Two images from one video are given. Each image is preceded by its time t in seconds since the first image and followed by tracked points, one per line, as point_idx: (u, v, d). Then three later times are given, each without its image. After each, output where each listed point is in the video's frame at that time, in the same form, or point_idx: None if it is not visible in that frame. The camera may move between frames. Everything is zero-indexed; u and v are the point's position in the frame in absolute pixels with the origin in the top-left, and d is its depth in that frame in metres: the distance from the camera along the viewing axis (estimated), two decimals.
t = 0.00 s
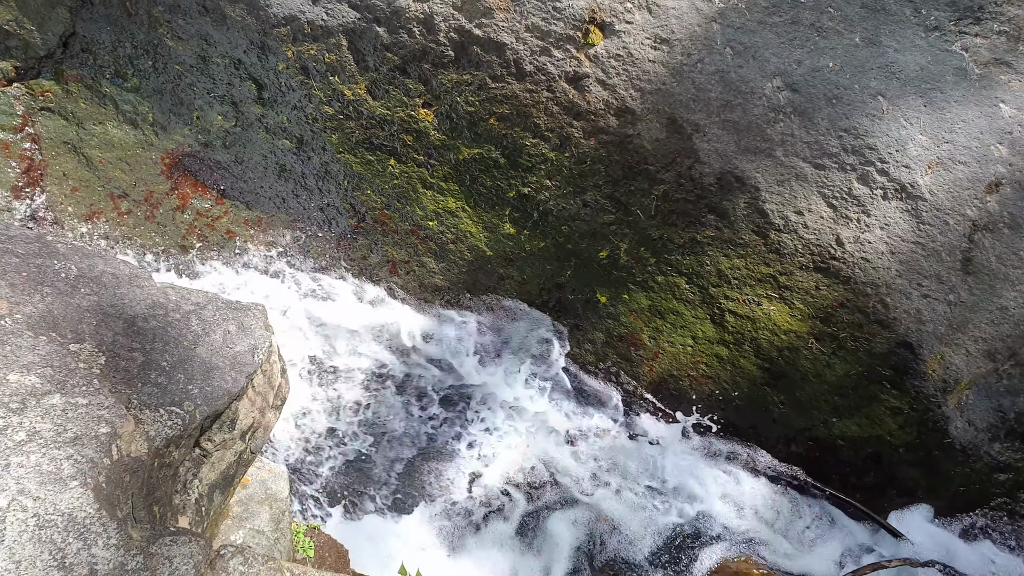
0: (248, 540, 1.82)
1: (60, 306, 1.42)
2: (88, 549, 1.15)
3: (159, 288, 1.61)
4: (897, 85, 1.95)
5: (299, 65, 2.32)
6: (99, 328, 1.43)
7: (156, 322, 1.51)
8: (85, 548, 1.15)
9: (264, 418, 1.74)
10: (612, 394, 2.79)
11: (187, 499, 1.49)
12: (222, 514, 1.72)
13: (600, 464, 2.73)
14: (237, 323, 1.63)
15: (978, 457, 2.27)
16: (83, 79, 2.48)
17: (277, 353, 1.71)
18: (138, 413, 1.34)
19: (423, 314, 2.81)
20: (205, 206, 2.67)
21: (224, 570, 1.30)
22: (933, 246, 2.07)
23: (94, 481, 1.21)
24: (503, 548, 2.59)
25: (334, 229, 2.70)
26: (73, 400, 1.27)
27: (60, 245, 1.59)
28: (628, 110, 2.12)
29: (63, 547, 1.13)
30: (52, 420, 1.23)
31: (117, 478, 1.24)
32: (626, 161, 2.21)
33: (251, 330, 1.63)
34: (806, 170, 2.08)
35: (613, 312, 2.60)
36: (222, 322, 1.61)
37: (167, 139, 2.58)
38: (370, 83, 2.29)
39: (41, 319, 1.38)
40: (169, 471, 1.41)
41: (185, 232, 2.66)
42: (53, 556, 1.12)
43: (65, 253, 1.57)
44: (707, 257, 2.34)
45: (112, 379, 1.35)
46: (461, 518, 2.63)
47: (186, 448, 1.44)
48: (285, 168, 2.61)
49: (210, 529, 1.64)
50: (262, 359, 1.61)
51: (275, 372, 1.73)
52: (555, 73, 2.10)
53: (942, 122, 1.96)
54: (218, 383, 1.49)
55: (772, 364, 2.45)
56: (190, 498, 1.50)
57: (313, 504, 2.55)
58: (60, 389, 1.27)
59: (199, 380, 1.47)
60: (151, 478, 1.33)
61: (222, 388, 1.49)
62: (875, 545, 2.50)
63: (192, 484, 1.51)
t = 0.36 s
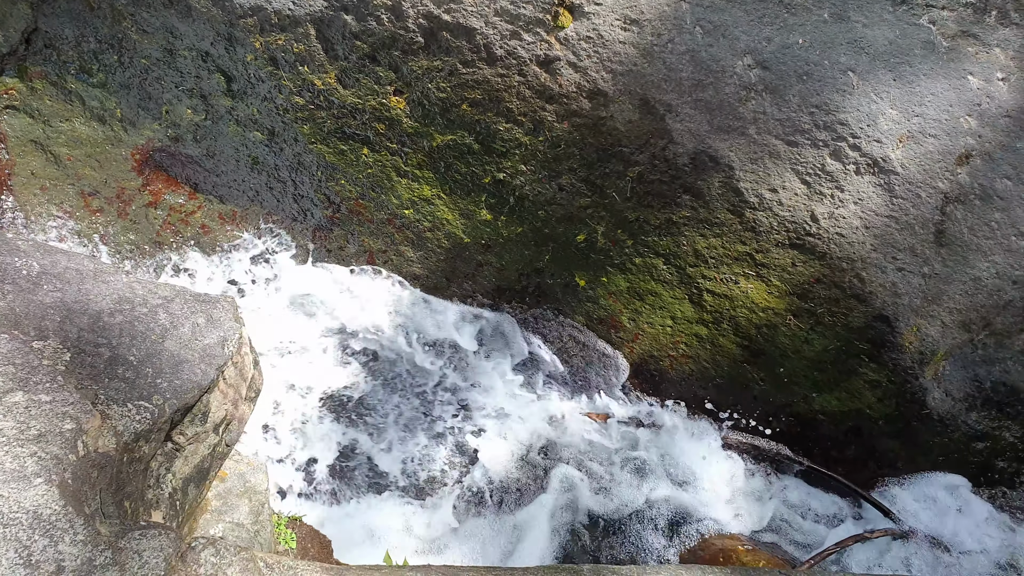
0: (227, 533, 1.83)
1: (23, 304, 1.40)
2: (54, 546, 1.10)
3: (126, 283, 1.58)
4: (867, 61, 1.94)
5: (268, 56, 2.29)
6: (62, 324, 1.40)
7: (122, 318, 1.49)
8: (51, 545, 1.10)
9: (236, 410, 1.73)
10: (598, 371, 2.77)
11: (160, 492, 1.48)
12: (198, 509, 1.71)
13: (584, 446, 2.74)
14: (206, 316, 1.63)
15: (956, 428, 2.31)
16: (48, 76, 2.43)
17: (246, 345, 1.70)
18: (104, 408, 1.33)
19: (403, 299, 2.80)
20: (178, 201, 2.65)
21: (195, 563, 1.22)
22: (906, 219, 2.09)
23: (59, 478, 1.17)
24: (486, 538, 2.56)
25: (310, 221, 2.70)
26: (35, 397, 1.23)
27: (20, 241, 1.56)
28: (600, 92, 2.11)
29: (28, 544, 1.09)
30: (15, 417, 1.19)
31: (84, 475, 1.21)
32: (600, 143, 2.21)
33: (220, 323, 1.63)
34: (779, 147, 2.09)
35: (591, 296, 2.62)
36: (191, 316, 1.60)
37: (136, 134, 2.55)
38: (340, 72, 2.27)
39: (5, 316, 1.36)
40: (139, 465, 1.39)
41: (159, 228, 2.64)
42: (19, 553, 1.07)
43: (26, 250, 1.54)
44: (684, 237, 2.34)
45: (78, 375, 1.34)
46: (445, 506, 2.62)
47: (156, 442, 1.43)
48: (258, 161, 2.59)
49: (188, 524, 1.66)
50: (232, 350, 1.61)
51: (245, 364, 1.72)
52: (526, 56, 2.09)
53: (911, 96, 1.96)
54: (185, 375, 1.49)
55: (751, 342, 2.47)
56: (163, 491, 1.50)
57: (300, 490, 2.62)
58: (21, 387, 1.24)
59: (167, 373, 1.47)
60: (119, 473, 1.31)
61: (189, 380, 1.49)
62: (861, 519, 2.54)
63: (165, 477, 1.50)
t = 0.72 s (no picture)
0: (206, 528, 1.80)
1: None
2: (17, 546, 1.08)
3: (92, 278, 1.55)
4: (838, 38, 1.97)
5: (237, 48, 2.27)
6: (26, 322, 1.38)
7: (89, 313, 1.47)
8: (14, 544, 1.08)
9: (209, 405, 1.72)
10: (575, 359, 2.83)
11: (132, 489, 1.46)
12: (173, 503, 1.70)
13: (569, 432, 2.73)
14: (174, 310, 1.60)
15: (936, 401, 2.33)
16: (14, 73, 2.39)
17: (217, 337, 1.69)
18: (69, 406, 1.31)
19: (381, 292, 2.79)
20: (152, 197, 2.62)
21: (165, 559, 1.18)
22: (881, 195, 2.10)
23: (22, 477, 1.15)
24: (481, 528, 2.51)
25: (286, 214, 2.69)
26: None
27: None
28: (574, 76, 2.11)
29: None
30: None
31: (49, 473, 1.19)
32: (574, 128, 2.21)
33: (189, 316, 1.61)
34: (753, 127, 2.09)
35: (571, 282, 2.62)
36: (158, 310, 1.58)
37: (106, 131, 2.51)
38: (311, 62, 2.24)
39: None
40: (108, 462, 1.37)
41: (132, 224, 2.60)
42: None
43: None
44: (661, 220, 2.34)
45: (42, 373, 1.32)
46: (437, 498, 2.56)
47: (125, 438, 1.42)
48: (232, 154, 2.57)
49: (166, 519, 1.67)
50: (201, 343, 1.59)
51: (217, 357, 1.71)
52: (498, 42, 2.08)
53: (884, 72, 1.99)
54: (154, 369, 1.48)
55: (731, 322, 2.48)
56: (135, 488, 1.48)
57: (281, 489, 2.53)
58: None
59: (136, 368, 1.45)
60: (87, 470, 1.29)
61: (159, 374, 1.48)
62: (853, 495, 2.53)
63: (137, 474, 1.48)
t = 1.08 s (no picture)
0: (191, 527, 1.77)
1: None
2: None
3: (59, 279, 1.58)
4: (811, 17, 1.97)
5: (208, 42, 2.25)
6: None
7: (60, 313, 1.50)
8: None
9: (187, 401, 1.71)
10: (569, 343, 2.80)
11: (110, 490, 1.45)
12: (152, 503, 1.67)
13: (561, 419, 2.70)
14: (147, 308, 1.61)
15: (918, 376, 2.40)
16: None
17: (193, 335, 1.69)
18: (40, 408, 1.29)
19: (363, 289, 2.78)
20: (127, 196, 2.59)
21: (143, 558, 1.14)
22: (857, 173, 2.13)
23: None
24: (471, 515, 2.45)
25: (264, 209, 2.66)
26: None
27: None
28: (549, 62, 2.10)
29: None
30: None
31: (21, 477, 1.18)
32: (552, 114, 2.20)
33: (162, 313, 1.61)
34: (729, 109, 2.11)
35: (552, 269, 2.62)
36: (131, 308, 1.59)
37: (78, 130, 2.48)
38: (283, 55, 2.22)
39: None
40: (83, 463, 1.36)
41: (109, 225, 2.61)
42: None
43: None
44: (641, 205, 2.35)
45: (13, 374, 1.33)
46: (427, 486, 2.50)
47: (99, 439, 1.40)
48: (207, 150, 2.54)
49: (150, 517, 1.68)
50: (176, 341, 1.59)
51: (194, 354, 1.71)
52: (471, 29, 2.07)
53: (857, 51, 1.99)
54: (128, 369, 1.47)
55: (713, 304, 2.49)
56: (113, 489, 1.46)
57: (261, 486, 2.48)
58: None
59: (109, 368, 1.45)
60: (61, 472, 1.27)
61: (133, 372, 1.47)
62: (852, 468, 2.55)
63: (115, 475, 1.47)
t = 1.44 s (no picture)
0: (170, 525, 1.75)
1: None
2: None
3: (25, 280, 1.60)
4: None
5: (178, 38, 2.22)
6: None
7: (26, 314, 1.51)
8: None
9: (159, 399, 1.69)
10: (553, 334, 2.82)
11: (82, 490, 1.42)
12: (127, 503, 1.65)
13: (545, 409, 2.72)
14: (116, 306, 1.62)
15: (897, 352, 2.43)
16: None
17: (162, 334, 1.68)
18: (7, 409, 1.30)
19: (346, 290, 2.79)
20: (102, 196, 2.58)
21: (112, 555, 1.13)
22: (833, 153, 2.14)
23: None
24: (458, 506, 2.46)
25: (240, 205, 2.64)
26: None
27: None
28: (522, 49, 2.09)
29: None
30: None
31: None
32: (527, 101, 2.20)
33: (131, 310, 1.62)
34: (704, 92, 2.12)
35: (533, 257, 2.62)
36: (100, 306, 1.60)
37: (48, 130, 2.45)
38: (255, 49, 2.20)
39: None
40: (52, 463, 1.34)
41: (84, 225, 2.59)
42: None
43: None
44: (619, 190, 2.35)
45: None
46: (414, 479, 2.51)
47: (70, 438, 1.38)
48: (181, 147, 2.52)
49: (128, 515, 1.69)
50: (146, 339, 1.59)
51: (165, 351, 1.70)
52: (443, 18, 2.06)
53: (829, 30, 2.02)
54: (96, 369, 1.45)
55: (693, 288, 2.51)
56: (86, 488, 1.44)
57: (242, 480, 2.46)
58: None
59: (76, 368, 1.44)
60: (30, 473, 1.27)
61: (101, 372, 1.45)
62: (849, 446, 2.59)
63: (87, 473, 1.44)
